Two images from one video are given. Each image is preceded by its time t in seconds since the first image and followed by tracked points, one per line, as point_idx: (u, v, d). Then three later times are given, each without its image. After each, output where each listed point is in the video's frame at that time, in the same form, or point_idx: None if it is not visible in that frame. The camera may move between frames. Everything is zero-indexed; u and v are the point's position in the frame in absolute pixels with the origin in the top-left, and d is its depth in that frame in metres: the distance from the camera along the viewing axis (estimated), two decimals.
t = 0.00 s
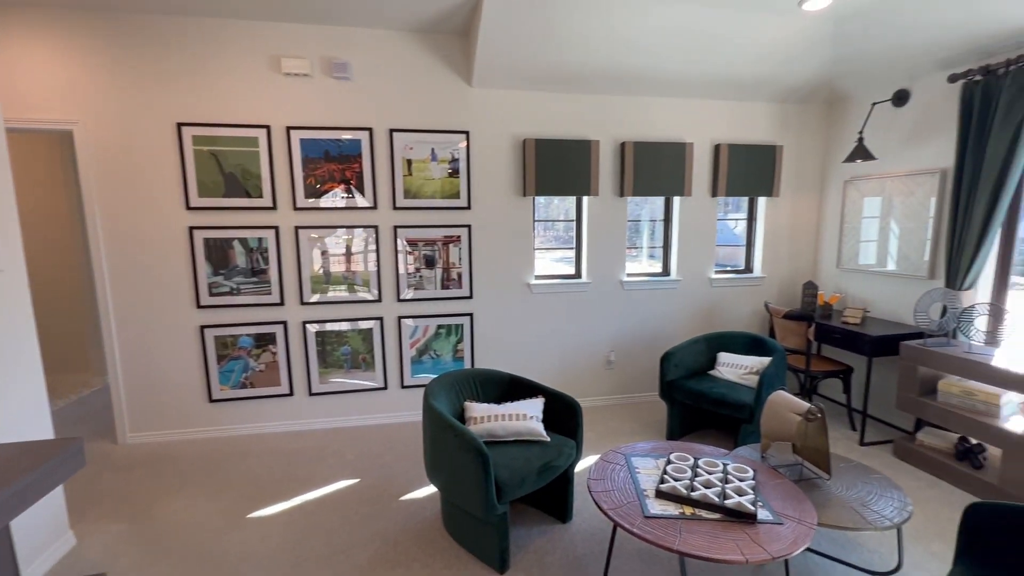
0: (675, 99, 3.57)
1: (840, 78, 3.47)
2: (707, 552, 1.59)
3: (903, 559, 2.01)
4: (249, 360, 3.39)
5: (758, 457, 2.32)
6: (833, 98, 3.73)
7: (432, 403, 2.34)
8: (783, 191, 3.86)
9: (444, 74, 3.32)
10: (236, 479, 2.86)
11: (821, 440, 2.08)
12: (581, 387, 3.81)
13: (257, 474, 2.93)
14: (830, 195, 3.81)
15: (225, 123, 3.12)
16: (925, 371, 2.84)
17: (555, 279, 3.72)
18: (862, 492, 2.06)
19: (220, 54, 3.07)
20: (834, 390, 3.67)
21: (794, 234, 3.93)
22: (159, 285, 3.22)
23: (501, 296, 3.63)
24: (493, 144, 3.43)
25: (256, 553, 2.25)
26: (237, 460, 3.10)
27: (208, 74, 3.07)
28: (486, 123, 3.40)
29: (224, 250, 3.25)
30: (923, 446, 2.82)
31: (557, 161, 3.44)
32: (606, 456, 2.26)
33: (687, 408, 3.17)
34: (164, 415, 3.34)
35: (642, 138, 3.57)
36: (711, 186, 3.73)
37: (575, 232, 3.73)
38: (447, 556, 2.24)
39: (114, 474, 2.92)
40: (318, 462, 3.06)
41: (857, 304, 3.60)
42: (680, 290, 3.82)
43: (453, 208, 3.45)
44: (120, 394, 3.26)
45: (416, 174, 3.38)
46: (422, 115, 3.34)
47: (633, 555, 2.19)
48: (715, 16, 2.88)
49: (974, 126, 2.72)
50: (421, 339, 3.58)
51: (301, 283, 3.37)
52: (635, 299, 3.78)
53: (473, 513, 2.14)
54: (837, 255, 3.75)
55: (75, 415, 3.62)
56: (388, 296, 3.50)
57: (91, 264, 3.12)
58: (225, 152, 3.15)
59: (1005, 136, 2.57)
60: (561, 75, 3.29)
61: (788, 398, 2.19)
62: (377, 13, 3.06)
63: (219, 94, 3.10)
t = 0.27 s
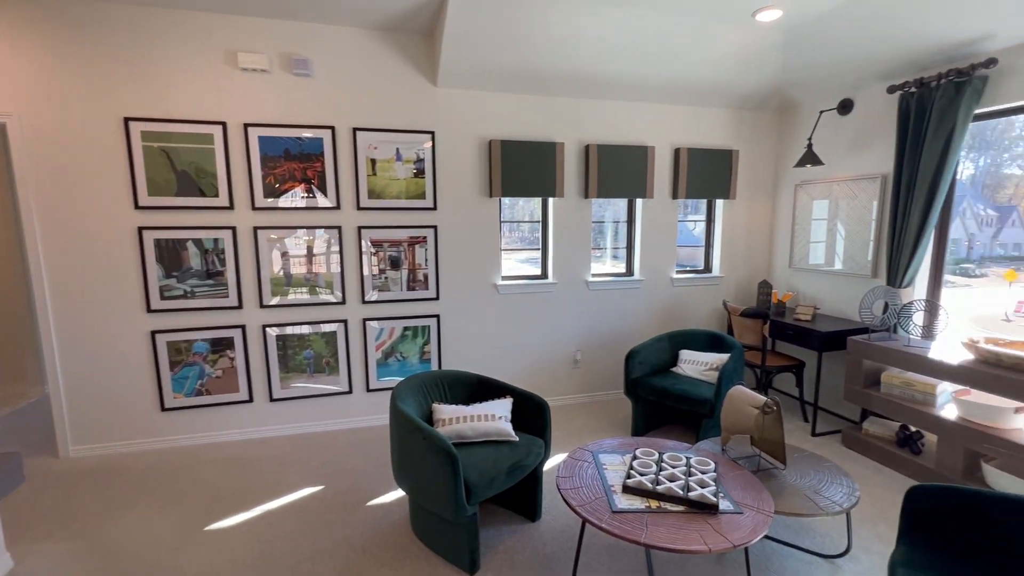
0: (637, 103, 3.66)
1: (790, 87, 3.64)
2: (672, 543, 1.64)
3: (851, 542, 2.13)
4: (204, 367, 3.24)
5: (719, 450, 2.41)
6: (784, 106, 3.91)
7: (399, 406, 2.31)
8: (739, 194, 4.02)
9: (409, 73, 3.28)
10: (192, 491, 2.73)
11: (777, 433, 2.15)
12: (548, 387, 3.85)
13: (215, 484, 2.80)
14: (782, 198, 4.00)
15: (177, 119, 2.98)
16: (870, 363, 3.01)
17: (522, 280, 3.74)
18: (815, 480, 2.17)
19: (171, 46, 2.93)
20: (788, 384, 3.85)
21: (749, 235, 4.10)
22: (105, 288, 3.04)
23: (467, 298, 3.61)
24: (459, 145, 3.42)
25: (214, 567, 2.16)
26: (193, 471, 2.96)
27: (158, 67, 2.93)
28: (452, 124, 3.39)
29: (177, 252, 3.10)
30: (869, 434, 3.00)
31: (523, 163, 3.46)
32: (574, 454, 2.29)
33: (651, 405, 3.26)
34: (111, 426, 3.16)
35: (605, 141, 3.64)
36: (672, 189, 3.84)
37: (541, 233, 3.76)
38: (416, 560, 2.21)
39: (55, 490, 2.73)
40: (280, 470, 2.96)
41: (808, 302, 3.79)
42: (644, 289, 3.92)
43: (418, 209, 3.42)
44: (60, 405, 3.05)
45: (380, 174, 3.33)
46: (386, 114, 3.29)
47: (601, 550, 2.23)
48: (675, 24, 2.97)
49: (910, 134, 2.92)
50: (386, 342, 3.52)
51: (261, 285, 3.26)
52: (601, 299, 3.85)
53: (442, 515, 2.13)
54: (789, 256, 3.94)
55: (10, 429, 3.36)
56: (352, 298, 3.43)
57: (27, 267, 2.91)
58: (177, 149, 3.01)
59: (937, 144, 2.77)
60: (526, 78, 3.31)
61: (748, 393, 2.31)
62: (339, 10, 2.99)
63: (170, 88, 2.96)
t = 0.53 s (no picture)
0: (602, 105, 3.72)
1: (747, 92, 3.78)
2: (637, 534, 1.67)
3: (805, 527, 2.23)
4: (158, 372, 3.10)
5: (682, 443, 2.48)
6: (741, 111, 4.06)
7: (365, 407, 2.27)
8: (700, 195, 4.14)
9: (373, 70, 3.23)
10: (145, 502, 2.60)
11: (737, 424, 2.23)
12: (517, 386, 3.87)
13: (170, 494, 2.69)
14: (740, 199, 4.15)
15: (127, 112, 2.84)
16: (822, 357, 3.15)
17: (489, 279, 3.74)
18: (772, 469, 2.26)
19: (119, 36, 2.79)
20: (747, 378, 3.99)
21: (710, 234, 4.23)
22: (47, 290, 2.86)
23: (435, 298, 3.59)
24: (425, 144, 3.40)
25: None
26: (146, 481, 2.82)
27: (105, 57, 2.78)
28: (418, 122, 3.36)
29: (127, 252, 2.95)
30: (822, 425, 3.14)
31: (489, 162, 3.47)
32: (541, 451, 2.31)
33: (617, 401, 3.32)
34: (55, 437, 2.98)
35: (571, 142, 3.69)
36: (636, 190, 3.92)
37: (508, 233, 3.77)
38: (384, 563, 2.18)
39: None
40: (241, 477, 2.86)
41: (765, 299, 3.95)
42: (609, 288, 3.99)
43: (384, 208, 3.37)
44: None
45: (344, 172, 3.26)
46: (350, 111, 3.23)
47: (568, 545, 2.26)
48: (637, 28, 3.04)
49: (857, 139, 3.08)
50: (352, 343, 3.46)
51: (219, 286, 3.14)
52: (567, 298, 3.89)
53: (410, 516, 2.10)
54: (747, 255, 4.09)
55: None
56: (316, 299, 3.35)
57: None
58: (127, 144, 2.87)
59: (881, 148, 2.93)
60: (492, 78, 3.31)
61: (708, 387, 2.37)
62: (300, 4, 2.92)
63: (118, 80, 2.82)
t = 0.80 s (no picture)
0: (571, 106, 3.75)
1: (711, 95, 3.88)
2: (605, 531, 1.69)
3: (768, 518, 2.29)
4: (112, 378, 2.96)
5: (650, 439, 2.52)
6: (706, 113, 4.16)
7: (331, 411, 2.22)
8: (668, 196, 4.22)
9: (338, 67, 3.17)
10: (96, 515, 2.48)
11: (702, 419, 2.28)
12: (488, 386, 3.85)
13: (125, 505, 2.56)
14: (706, 199, 4.25)
15: (76, 105, 2.70)
16: (784, 353, 3.26)
17: (460, 279, 3.72)
18: (736, 462, 2.32)
19: (65, 25, 2.65)
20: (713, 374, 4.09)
21: (677, 234, 4.32)
22: None
23: (404, 298, 3.55)
24: (393, 142, 3.35)
25: None
26: (98, 493, 2.69)
27: (50, 47, 2.64)
28: (386, 120, 3.31)
29: (76, 252, 2.80)
30: (784, 418, 3.24)
31: (459, 162, 3.45)
32: (511, 450, 2.30)
33: (588, 399, 3.35)
34: None
35: (541, 142, 3.71)
36: (605, 190, 3.97)
37: (479, 233, 3.76)
38: (351, 569, 2.13)
39: None
40: (201, 485, 2.76)
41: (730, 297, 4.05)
42: (580, 287, 4.02)
43: (351, 207, 3.31)
44: None
45: (309, 171, 3.19)
46: (315, 108, 3.16)
47: (539, 543, 2.26)
48: (604, 30, 3.08)
49: (815, 142, 3.20)
50: (319, 345, 3.38)
51: (177, 288, 3.02)
52: (539, 297, 3.91)
53: (378, 520, 2.07)
54: (713, 254, 4.19)
55: None
56: (281, 301, 3.26)
57: None
58: (75, 139, 2.73)
59: (837, 151, 3.05)
60: (461, 77, 3.30)
61: (675, 383, 2.43)
62: None
63: (65, 71, 2.67)
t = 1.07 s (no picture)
0: (541, 107, 3.76)
1: (679, 98, 3.94)
2: (571, 533, 1.68)
3: (734, 514, 2.33)
4: (61, 387, 2.81)
5: (619, 439, 2.53)
6: (674, 116, 4.23)
7: (294, 417, 2.15)
8: (638, 197, 4.27)
9: (302, 63, 3.09)
10: (43, 532, 2.34)
11: (669, 418, 2.31)
12: (460, 388, 3.82)
13: (75, 521, 2.44)
14: (675, 200, 4.32)
15: (18, 99, 2.56)
16: (750, 351, 3.33)
17: (431, 280, 3.67)
18: (702, 460, 2.35)
19: (6, 14, 2.50)
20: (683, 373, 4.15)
21: (647, 235, 4.37)
22: None
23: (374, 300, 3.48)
24: (360, 142, 3.29)
25: None
26: (45, 508, 2.55)
27: None
28: (352, 119, 3.24)
29: (21, 255, 2.65)
30: (751, 415, 3.31)
31: (428, 162, 3.41)
32: (480, 454, 2.28)
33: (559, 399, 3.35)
34: None
35: (511, 142, 3.70)
36: (576, 191, 3.99)
37: (450, 234, 3.72)
38: None
39: None
40: (159, 497, 2.65)
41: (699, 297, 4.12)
42: (552, 288, 4.03)
43: (317, 207, 3.23)
44: None
45: (273, 170, 3.10)
46: (279, 106, 3.07)
47: (509, 547, 2.24)
48: (573, 32, 3.09)
49: (778, 145, 3.28)
50: (285, 350, 3.29)
51: (132, 292, 2.89)
52: (511, 298, 3.89)
53: (342, 529, 2.02)
54: (683, 254, 4.25)
55: None
56: (244, 304, 3.16)
57: None
58: (19, 136, 2.58)
59: (799, 154, 3.13)
60: (430, 75, 3.25)
61: (642, 383, 2.45)
62: None
63: (6, 63, 2.52)
